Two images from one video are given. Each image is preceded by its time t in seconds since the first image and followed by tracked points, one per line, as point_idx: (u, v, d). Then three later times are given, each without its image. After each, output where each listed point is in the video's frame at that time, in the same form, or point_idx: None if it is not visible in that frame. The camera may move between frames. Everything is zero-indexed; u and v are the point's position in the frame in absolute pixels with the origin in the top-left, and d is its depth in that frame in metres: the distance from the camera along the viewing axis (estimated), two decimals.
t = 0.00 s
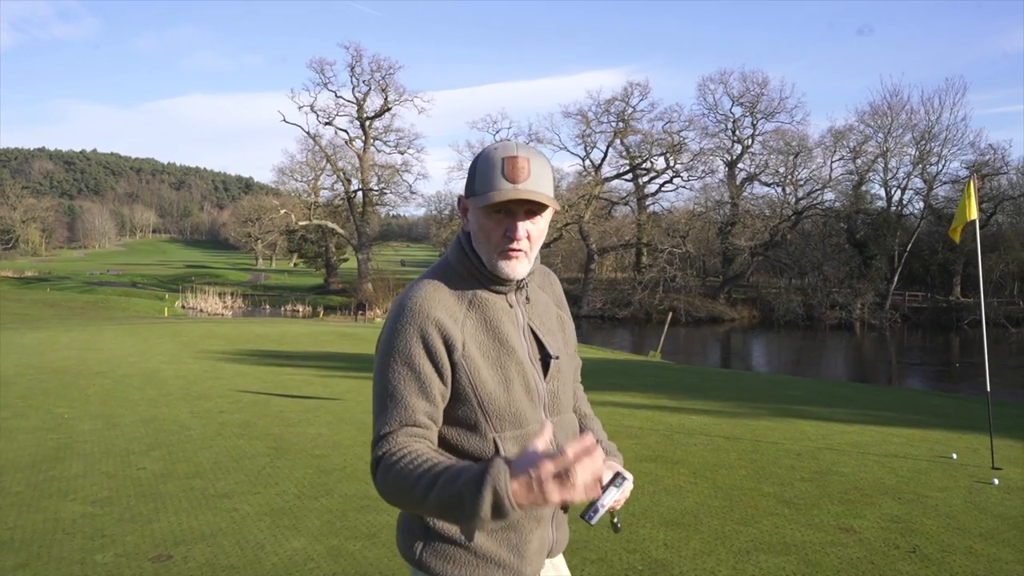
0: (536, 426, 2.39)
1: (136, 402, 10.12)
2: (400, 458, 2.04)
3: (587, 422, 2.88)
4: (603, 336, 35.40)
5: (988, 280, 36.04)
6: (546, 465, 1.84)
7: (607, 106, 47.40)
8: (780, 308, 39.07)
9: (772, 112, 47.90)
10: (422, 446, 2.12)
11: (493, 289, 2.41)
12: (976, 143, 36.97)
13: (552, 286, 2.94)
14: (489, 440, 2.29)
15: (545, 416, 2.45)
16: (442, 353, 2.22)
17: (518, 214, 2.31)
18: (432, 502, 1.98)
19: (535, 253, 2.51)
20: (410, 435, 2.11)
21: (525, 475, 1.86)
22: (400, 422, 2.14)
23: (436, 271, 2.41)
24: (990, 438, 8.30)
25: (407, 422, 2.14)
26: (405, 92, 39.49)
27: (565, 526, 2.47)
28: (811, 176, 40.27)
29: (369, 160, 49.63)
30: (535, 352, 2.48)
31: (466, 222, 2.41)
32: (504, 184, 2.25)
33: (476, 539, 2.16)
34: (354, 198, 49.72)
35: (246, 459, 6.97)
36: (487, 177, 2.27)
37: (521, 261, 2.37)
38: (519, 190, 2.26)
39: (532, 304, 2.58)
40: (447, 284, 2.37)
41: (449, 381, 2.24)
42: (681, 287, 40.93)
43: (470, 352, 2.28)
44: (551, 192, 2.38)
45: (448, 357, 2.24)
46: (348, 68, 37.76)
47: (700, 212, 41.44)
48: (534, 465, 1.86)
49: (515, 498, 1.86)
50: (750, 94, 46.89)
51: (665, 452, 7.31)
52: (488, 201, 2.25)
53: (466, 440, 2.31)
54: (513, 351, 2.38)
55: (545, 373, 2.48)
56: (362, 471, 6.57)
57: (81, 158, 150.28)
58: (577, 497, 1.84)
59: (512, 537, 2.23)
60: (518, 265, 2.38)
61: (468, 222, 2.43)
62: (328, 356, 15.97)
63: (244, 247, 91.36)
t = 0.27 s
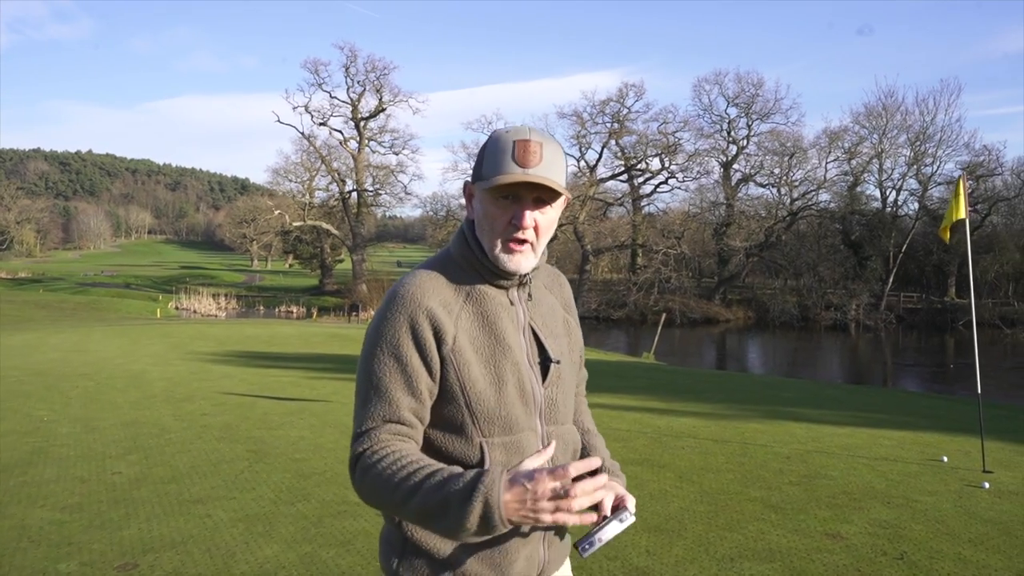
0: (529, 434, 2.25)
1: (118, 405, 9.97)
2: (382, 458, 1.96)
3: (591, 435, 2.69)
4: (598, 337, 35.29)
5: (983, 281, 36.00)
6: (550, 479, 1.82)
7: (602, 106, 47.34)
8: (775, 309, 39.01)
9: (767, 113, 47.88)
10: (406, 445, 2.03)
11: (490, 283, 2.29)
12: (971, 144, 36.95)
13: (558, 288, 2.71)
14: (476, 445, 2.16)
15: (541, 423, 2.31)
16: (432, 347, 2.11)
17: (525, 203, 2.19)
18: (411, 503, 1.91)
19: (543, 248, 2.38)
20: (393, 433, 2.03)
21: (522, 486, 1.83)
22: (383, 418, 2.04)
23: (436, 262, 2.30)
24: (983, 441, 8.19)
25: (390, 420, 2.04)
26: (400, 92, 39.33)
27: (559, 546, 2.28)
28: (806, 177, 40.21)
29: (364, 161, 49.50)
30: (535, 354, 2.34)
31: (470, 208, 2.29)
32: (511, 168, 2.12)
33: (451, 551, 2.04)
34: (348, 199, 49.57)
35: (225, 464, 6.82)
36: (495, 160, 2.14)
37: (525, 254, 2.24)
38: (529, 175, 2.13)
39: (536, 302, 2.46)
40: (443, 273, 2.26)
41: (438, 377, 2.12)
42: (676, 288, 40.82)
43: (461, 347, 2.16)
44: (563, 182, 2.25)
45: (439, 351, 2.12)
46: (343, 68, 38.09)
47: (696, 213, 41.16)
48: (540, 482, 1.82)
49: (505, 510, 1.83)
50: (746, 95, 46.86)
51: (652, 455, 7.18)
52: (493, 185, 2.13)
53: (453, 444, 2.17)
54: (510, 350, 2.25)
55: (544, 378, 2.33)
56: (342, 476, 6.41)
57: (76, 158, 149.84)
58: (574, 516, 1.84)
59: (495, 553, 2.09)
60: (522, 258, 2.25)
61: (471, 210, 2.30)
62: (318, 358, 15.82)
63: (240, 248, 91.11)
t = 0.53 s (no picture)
0: (517, 448, 2.15)
1: (101, 408, 9.84)
2: (353, 457, 2.00)
3: (614, 458, 2.50)
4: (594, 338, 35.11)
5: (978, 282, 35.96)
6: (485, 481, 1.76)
7: (598, 107, 47.24)
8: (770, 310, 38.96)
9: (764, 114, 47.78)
10: (384, 444, 2.04)
11: (489, 292, 2.25)
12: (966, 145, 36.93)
13: (572, 304, 2.46)
14: (458, 451, 2.13)
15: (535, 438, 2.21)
16: (415, 346, 2.12)
17: (521, 206, 2.16)
18: (373, 500, 1.93)
19: (548, 257, 2.32)
20: (371, 432, 2.05)
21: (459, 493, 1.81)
22: (362, 416, 2.07)
23: (440, 270, 2.30)
24: (976, 444, 8.10)
25: (368, 418, 2.06)
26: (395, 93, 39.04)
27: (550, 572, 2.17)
28: (802, 177, 40.12)
29: (359, 162, 49.34)
30: (534, 368, 2.25)
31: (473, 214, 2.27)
32: (504, 171, 2.11)
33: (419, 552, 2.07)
34: (344, 200, 49.39)
35: (205, 469, 6.70)
36: (493, 164, 2.12)
37: (523, 261, 2.19)
38: (522, 177, 2.10)
39: (540, 312, 2.34)
40: (441, 279, 2.26)
41: (421, 379, 2.12)
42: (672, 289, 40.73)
43: (448, 349, 2.14)
44: (562, 189, 2.21)
45: (420, 350, 2.13)
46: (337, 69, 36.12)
47: (692, 213, 40.98)
48: (478, 482, 1.77)
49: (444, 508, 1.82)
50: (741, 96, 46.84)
51: (638, 460, 7.09)
52: (487, 186, 2.12)
53: (439, 448, 2.15)
54: (504, 359, 2.19)
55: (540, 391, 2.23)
56: (323, 482, 6.28)
57: (72, 159, 149.31)
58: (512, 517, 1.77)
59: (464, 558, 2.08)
60: (522, 265, 2.19)
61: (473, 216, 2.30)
62: (308, 360, 15.68)
63: (236, 249, 90.77)
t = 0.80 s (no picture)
0: (501, 446, 2.25)
1: (85, 409, 9.72)
2: (358, 433, 2.24)
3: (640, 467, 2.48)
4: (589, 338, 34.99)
5: (973, 282, 35.94)
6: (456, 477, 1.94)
7: (593, 107, 47.17)
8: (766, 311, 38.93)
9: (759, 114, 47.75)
10: (388, 424, 2.27)
11: (506, 294, 2.34)
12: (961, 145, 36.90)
13: (593, 314, 2.42)
14: (450, 440, 2.27)
15: (527, 441, 2.28)
16: (420, 334, 2.30)
17: (553, 221, 2.21)
18: (367, 473, 2.16)
19: (573, 266, 2.37)
20: (376, 410, 2.28)
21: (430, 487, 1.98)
22: (370, 395, 2.30)
23: (465, 267, 2.44)
24: (969, 447, 8.04)
25: (376, 398, 2.28)
26: (390, 92, 38.90)
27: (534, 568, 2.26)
28: (797, 178, 40.05)
29: (354, 161, 49.18)
30: (536, 372, 2.30)
31: (502, 219, 2.34)
32: (540, 187, 2.15)
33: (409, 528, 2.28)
34: (339, 199, 49.22)
35: (184, 472, 6.58)
36: (527, 176, 2.17)
37: (548, 269, 2.25)
38: (557, 195, 2.15)
39: (553, 319, 2.38)
40: (460, 274, 2.39)
41: (422, 367, 2.30)
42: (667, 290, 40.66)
43: (449, 338, 2.29)
44: (595, 204, 2.24)
45: (423, 339, 2.30)
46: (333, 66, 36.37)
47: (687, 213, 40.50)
48: (450, 479, 1.94)
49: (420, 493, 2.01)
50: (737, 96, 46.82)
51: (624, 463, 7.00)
52: (517, 200, 2.16)
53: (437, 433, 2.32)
54: (504, 357, 2.28)
55: (538, 395, 2.28)
56: (302, 485, 6.16)
57: (68, 158, 148.86)
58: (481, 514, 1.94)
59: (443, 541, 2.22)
60: (547, 273, 2.26)
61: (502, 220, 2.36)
62: (298, 361, 15.55)
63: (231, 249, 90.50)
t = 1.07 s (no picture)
0: (473, 441, 2.23)
1: (71, 411, 9.62)
2: (332, 428, 2.22)
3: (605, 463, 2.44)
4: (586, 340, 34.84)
5: (971, 283, 35.78)
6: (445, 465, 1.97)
7: (591, 107, 47.14)
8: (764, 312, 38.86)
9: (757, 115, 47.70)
10: (362, 418, 2.23)
11: (480, 295, 2.33)
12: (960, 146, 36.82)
13: (560, 312, 2.43)
14: (420, 435, 2.24)
15: (496, 434, 2.25)
16: (393, 330, 2.28)
17: (532, 231, 2.22)
18: (346, 465, 2.14)
19: (547, 273, 2.39)
20: (351, 405, 2.25)
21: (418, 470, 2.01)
22: (346, 389, 2.27)
23: (436, 266, 2.43)
24: (963, 450, 7.95)
25: (351, 393, 2.25)
26: (388, 93, 38.74)
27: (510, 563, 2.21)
28: (795, 179, 39.91)
29: (352, 162, 49.12)
30: (504, 367, 2.29)
31: (476, 223, 2.34)
32: (519, 199, 2.18)
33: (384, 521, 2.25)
34: (336, 200, 49.14)
35: (166, 475, 6.47)
36: (503, 185, 2.20)
37: (523, 274, 2.27)
38: (534, 205, 2.18)
39: (522, 319, 2.37)
40: (433, 273, 2.39)
41: (395, 363, 2.27)
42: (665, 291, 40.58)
43: (420, 336, 2.27)
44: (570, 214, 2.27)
45: (396, 335, 2.28)
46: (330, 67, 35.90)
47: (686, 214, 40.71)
48: (441, 467, 1.98)
49: (405, 482, 2.02)
50: (736, 97, 46.80)
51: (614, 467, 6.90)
52: (495, 211, 2.18)
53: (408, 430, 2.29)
54: (472, 353, 2.26)
55: (506, 390, 2.27)
56: (285, 489, 6.06)
57: (67, 159, 148.86)
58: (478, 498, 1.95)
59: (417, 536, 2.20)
60: (523, 278, 2.28)
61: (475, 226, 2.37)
62: (291, 362, 15.45)
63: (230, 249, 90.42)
